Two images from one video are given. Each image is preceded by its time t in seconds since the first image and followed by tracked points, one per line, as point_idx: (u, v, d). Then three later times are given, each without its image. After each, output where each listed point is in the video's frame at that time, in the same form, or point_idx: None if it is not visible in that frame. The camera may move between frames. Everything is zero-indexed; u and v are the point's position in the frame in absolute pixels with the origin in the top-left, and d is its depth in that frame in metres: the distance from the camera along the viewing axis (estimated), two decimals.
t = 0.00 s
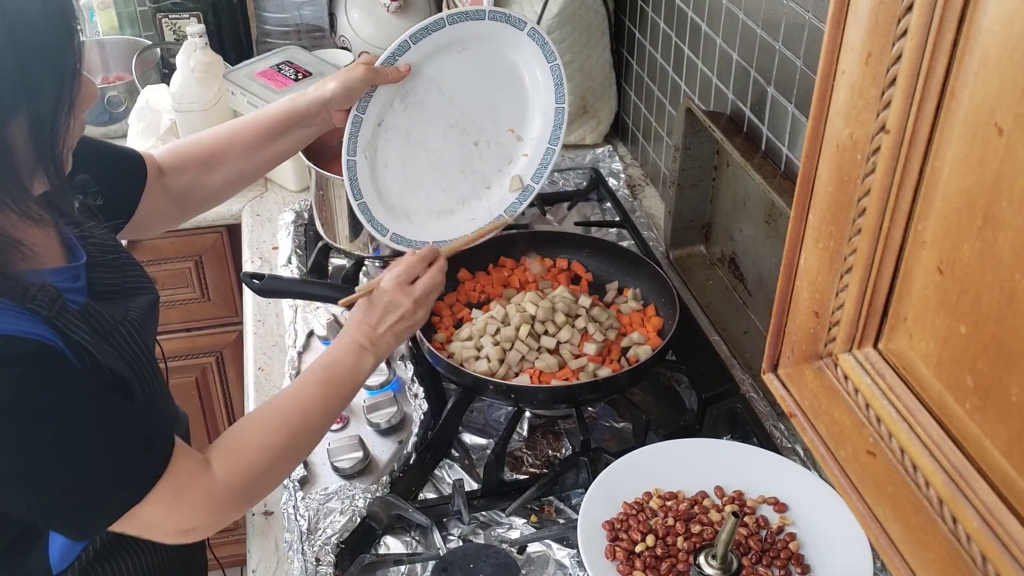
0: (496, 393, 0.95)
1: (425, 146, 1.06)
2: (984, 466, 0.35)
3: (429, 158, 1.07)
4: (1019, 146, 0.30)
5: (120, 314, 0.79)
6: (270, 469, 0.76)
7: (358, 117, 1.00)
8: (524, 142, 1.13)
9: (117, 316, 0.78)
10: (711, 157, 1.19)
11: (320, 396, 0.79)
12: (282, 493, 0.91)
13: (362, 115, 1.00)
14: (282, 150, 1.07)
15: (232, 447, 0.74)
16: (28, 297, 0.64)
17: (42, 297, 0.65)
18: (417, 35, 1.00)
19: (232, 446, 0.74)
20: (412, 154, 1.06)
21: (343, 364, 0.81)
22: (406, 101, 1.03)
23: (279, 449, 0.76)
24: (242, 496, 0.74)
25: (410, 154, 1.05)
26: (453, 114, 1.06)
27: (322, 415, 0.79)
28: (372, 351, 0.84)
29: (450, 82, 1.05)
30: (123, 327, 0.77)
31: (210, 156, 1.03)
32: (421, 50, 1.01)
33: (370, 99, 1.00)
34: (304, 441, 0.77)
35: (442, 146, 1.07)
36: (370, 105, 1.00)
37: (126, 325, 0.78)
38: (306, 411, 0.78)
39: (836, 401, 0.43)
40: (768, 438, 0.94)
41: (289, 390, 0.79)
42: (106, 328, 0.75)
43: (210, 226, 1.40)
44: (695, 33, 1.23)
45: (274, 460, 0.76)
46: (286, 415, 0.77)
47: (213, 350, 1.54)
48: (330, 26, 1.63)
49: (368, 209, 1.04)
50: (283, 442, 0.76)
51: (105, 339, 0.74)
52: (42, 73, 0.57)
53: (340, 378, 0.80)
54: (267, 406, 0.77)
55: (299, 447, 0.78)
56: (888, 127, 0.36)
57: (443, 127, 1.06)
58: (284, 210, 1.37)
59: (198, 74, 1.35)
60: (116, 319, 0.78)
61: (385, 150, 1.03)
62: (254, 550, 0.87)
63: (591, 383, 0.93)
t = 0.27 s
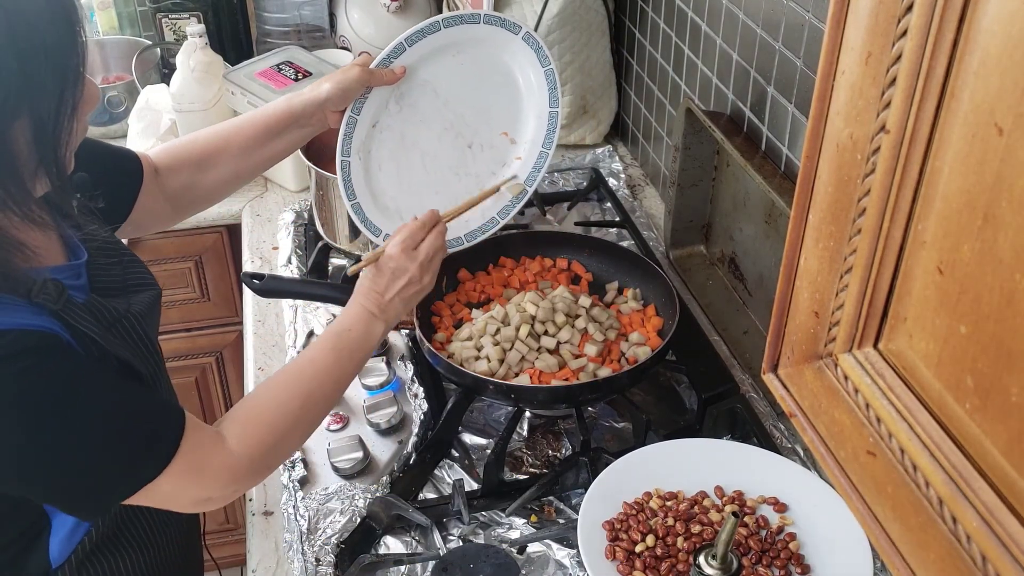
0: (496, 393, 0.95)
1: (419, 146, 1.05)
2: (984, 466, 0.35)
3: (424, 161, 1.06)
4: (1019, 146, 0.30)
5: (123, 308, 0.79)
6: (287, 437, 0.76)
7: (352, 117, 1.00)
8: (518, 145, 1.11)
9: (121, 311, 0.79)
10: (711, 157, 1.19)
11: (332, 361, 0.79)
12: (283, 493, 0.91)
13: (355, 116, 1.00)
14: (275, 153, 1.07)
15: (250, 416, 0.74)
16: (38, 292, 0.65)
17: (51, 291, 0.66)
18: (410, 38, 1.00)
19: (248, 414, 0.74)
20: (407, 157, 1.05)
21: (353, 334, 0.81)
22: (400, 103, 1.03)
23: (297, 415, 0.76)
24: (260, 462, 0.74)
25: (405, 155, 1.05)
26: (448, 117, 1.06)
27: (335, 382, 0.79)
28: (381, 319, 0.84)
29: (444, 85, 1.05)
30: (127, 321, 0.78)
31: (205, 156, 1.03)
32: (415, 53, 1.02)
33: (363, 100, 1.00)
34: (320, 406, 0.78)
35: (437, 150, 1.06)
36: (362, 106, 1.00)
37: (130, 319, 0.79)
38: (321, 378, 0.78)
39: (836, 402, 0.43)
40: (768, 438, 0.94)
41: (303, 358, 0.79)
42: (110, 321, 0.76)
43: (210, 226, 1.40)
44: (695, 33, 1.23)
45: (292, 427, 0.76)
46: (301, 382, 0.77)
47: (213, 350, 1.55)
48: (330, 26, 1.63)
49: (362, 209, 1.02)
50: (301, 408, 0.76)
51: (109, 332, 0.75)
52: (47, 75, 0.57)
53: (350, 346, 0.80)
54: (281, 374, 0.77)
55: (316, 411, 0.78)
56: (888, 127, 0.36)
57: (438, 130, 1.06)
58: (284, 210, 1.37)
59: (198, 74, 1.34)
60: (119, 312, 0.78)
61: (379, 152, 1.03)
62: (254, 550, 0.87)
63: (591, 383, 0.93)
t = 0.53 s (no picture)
0: (496, 393, 0.95)
1: (409, 143, 1.05)
2: (984, 467, 0.35)
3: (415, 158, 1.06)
4: (1019, 146, 0.30)
5: (108, 309, 0.79)
6: (280, 453, 0.75)
7: (339, 114, 0.99)
8: (507, 138, 1.12)
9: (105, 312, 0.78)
10: (711, 157, 1.19)
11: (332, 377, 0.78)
12: (283, 493, 0.91)
13: (342, 113, 1.00)
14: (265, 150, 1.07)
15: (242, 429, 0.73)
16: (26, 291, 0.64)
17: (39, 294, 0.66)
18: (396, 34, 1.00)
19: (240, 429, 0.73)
20: (400, 154, 1.05)
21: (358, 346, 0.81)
22: (387, 100, 1.03)
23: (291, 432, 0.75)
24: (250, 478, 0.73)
25: (397, 154, 1.05)
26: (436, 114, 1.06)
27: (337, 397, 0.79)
28: (388, 333, 0.84)
29: (431, 81, 1.05)
30: (111, 322, 0.77)
31: (194, 158, 1.03)
32: (399, 50, 1.01)
33: (349, 97, 0.99)
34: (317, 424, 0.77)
35: (427, 147, 1.06)
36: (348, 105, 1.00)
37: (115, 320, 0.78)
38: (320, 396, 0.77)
39: (836, 402, 0.43)
40: (768, 438, 0.94)
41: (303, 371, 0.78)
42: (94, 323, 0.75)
43: (209, 226, 1.40)
44: (694, 33, 1.24)
45: (284, 444, 0.75)
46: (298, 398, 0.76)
47: (213, 350, 1.55)
48: (330, 26, 1.63)
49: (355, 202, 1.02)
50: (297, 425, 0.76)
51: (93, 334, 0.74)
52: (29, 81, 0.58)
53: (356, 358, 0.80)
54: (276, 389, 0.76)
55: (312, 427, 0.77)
56: (888, 128, 0.36)
57: (428, 128, 1.06)
58: (283, 210, 1.37)
59: (198, 74, 1.35)
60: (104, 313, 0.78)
61: (370, 148, 1.03)
62: (254, 550, 0.87)
63: (591, 383, 0.93)
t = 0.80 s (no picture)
0: (496, 393, 0.95)
1: (336, 160, 0.96)
2: (984, 467, 0.35)
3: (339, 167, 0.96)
4: (1019, 146, 0.30)
5: (77, 314, 0.78)
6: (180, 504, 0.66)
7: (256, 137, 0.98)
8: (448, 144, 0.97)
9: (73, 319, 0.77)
10: (711, 157, 1.19)
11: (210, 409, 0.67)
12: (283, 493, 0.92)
13: (260, 139, 0.98)
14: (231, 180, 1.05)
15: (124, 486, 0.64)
16: None
17: None
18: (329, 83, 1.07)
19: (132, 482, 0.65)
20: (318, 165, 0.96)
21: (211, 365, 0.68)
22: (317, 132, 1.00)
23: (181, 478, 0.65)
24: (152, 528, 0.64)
25: (317, 164, 0.96)
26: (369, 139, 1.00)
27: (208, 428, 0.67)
28: (231, 373, 0.69)
29: (366, 120, 1.02)
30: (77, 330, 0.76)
31: (137, 200, 1.01)
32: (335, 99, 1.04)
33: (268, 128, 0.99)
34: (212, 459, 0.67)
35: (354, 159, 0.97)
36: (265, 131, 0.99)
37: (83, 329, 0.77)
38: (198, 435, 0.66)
39: (836, 401, 0.43)
40: (768, 438, 0.94)
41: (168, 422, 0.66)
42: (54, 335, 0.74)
43: (210, 226, 1.41)
44: (694, 33, 1.24)
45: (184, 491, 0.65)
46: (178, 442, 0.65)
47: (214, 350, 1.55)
48: (331, 27, 1.63)
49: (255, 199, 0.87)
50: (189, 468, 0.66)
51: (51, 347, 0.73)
52: None
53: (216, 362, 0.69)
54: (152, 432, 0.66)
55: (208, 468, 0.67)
56: (888, 128, 0.36)
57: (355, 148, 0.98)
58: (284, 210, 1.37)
59: (199, 74, 1.33)
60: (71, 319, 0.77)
61: (289, 163, 0.96)
62: (255, 550, 0.87)
63: (591, 383, 0.94)
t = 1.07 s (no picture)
0: (496, 393, 0.95)
1: (266, 397, 0.86)
2: (983, 467, 0.35)
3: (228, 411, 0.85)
4: (1019, 146, 0.30)
5: (39, 338, 0.80)
6: None
7: (192, 332, 0.92)
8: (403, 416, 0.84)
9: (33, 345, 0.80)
10: (710, 157, 1.19)
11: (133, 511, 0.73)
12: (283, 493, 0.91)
13: (219, 330, 0.94)
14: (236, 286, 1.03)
15: None
16: None
17: None
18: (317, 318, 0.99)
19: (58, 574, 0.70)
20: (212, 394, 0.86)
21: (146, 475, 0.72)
22: (246, 368, 0.90)
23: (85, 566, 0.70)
24: None
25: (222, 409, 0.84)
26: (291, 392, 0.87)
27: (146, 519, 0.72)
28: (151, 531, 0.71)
29: (301, 372, 0.90)
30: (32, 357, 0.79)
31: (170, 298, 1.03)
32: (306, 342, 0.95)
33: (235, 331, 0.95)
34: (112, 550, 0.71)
35: (252, 403, 0.85)
36: (206, 336, 0.93)
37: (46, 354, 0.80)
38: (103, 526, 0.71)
39: (836, 401, 0.43)
40: (767, 438, 0.94)
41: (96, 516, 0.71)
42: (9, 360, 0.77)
43: (210, 227, 1.41)
44: (694, 33, 1.24)
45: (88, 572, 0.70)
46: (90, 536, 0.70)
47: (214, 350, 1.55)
48: (331, 27, 1.63)
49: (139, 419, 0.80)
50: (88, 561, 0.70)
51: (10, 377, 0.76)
52: None
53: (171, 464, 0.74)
54: (76, 521, 0.71)
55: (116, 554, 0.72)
56: (888, 127, 0.36)
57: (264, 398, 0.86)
58: (284, 210, 1.37)
59: (199, 75, 1.33)
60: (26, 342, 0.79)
61: (189, 378, 0.88)
62: (255, 550, 0.87)
63: (591, 383, 0.94)
